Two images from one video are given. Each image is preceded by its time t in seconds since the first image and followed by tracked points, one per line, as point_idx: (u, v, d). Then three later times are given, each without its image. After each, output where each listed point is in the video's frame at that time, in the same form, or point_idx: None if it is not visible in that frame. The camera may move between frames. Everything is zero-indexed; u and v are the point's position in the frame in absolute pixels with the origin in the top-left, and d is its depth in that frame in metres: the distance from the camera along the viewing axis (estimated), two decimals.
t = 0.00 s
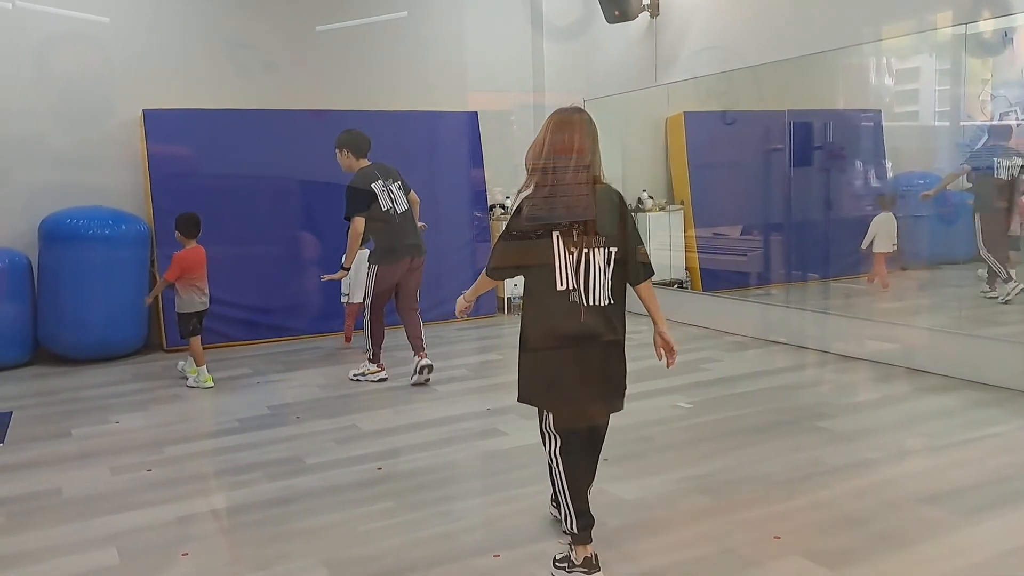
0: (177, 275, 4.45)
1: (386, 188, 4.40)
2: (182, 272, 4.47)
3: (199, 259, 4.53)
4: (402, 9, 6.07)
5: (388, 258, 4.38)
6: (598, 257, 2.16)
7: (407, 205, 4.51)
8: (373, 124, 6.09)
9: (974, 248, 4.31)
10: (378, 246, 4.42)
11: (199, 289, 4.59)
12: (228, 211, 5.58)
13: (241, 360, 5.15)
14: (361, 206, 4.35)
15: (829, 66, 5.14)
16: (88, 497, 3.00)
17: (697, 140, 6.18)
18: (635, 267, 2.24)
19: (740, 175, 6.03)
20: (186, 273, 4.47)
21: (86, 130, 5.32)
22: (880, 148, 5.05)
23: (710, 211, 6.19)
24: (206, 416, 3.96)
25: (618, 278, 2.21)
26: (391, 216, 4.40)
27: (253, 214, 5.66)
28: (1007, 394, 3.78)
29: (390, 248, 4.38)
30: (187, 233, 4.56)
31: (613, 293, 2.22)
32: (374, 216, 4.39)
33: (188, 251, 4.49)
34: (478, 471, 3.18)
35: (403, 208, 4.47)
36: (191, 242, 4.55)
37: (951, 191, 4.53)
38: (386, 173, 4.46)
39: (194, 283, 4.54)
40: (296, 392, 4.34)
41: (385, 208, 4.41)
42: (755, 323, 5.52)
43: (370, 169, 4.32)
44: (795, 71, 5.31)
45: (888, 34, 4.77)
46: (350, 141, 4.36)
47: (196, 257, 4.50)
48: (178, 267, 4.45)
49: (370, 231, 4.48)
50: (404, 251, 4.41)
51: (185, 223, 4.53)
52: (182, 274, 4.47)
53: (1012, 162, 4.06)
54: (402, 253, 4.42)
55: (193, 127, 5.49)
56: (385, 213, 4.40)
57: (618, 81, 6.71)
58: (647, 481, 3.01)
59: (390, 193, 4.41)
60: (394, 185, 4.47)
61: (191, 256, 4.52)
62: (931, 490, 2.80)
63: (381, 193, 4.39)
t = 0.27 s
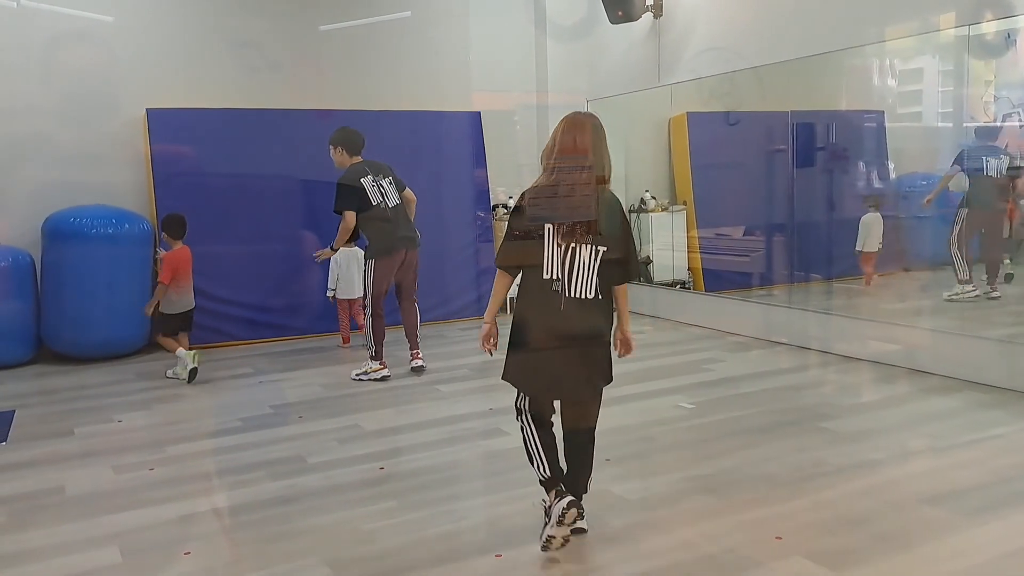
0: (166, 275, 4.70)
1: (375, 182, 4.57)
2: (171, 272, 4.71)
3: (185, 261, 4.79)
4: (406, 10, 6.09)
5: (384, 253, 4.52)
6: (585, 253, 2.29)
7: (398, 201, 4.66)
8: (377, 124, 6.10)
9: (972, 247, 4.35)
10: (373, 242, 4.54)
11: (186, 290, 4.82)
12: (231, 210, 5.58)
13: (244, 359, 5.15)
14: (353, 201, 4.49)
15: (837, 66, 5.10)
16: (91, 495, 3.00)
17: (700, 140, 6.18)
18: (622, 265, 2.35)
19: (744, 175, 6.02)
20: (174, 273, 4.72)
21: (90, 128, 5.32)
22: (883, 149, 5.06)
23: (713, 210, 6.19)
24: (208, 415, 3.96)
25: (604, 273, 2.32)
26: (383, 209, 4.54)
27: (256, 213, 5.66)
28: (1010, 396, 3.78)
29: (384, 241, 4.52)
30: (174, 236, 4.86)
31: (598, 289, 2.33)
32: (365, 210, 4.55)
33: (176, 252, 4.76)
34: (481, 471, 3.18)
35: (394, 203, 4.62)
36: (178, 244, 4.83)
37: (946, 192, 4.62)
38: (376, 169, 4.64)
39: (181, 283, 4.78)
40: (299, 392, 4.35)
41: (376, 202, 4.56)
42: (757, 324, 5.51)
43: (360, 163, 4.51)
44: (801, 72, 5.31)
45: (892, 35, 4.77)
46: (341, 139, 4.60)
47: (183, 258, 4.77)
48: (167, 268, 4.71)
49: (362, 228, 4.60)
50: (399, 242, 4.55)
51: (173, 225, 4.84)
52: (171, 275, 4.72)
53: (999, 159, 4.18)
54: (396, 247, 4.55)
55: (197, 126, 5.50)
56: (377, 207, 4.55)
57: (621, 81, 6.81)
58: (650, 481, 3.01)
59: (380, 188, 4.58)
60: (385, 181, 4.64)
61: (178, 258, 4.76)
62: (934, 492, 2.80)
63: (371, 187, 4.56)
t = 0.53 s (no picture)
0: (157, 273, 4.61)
1: (392, 181, 4.67)
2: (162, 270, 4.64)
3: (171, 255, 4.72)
4: (410, 10, 5.98)
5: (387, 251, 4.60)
6: (574, 249, 2.36)
7: (412, 202, 4.73)
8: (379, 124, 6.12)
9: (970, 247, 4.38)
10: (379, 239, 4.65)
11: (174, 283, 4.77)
12: (233, 209, 5.59)
13: (246, 359, 5.16)
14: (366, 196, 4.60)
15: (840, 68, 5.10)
16: (93, 494, 3.01)
17: (704, 139, 6.21)
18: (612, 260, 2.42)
19: (747, 177, 6.02)
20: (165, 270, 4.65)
21: (94, 128, 5.34)
22: (885, 151, 5.04)
23: (716, 212, 6.22)
24: (210, 415, 3.97)
25: (595, 270, 2.39)
26: (394, 208, 4.63)
27: (258, 213, 5.68)
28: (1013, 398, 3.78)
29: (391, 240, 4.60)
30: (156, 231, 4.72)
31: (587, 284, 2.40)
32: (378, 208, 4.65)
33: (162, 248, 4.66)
34: (483, 471, 3.18)
35: (406, 204, 4.70)
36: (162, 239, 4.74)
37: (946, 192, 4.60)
38: (396, 169, 4.74)
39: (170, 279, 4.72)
40: (301, 391, 4.35)
41: (388, 200, 4.65)
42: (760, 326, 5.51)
43: (381, 160, 4.62)
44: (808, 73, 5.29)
45: (895, 37, 4.72)
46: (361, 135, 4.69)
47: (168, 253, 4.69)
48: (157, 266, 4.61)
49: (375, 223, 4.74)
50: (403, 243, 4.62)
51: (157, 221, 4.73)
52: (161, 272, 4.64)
53: (984, 161, 4.30)
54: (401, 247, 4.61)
55: (199, 125, 5.51)
56: (388, 205, 4.64)
57: (625, 80, 6.73)
58: (652, 481, 3.02)
59: (395, 187, 4.67)
60: (402, 182, 4.74)
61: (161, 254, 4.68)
62: (935, 493, 2.81)
63: (387, 185, 4.66)
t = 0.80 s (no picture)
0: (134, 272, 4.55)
1: (407, 181, 4.81)
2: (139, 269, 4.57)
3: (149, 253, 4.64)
4: (412, 10, 6.17)
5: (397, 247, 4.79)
6: (566, 249, 2.39)
7: (426, 202, 4.88)
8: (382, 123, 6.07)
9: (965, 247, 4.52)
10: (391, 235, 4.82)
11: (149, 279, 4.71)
12: (235, 209, 5.58)
13: (248, 358, 5.16)
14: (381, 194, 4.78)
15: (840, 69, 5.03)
16: (95, 493, 3.01)
17: (705, 142, 6.24)
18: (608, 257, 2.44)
19: (752, 177, 6.08)
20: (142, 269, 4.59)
21: (97, 127, 5.34)
22: (885, 151, 5.15)
23: (718, 213, 6.29)
24: (212, 414, 3.97)
25: (590, 267, 2.42)
26: (407, 208, 4.80)
27: (259, 213, 5.67)
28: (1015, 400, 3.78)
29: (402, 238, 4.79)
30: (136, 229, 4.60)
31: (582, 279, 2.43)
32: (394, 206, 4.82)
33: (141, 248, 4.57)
34: (485, 471, 3.18)
35: (421, 204, 4.86)
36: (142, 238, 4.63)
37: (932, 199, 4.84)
38: (414, 169, 4.86)
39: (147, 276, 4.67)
40: (303, 391, 4.35)
41: (402, 199, 4.81)
42: (761, 327, 5.52)
43: (397, 161, 4.75)
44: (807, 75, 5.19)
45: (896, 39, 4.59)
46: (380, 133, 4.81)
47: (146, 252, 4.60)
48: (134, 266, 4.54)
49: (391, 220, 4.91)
50: (411, 242, 4.80)
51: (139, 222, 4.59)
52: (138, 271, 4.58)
53: (962, 165, 4.55)
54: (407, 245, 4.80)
55: (202, 124, 5.50)
56: (402, 204, 4.80)
57: (625, 81, 6.67)
58: (654, 482, 3.02)
59: (410, 187, 4.82)
60: (418, 182, 4.86)
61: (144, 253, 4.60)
62: (938, 494, 2.81)
63: (403, 184, 4.81)
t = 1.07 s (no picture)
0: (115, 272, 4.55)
1: (408, 183, 4.85)
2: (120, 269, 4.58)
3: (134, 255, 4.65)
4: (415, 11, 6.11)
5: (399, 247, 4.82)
6: (561, 244, 2.70)
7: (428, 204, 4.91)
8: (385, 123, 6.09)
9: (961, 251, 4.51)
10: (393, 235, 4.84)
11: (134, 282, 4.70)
12: (237, 209, 5.59)
13: (249, 358, 5.17)
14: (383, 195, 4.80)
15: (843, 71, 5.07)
16: (96, 493, 3.02)
17: (706, 143, 6.21)
18: (599, 250, 2.77)
19: (753, 178, 6.02)
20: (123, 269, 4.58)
21: (100, 127, 5.35)
22: (886, 153, 5.10)
23: (719, 214, 6.22)
24: (214, 414, 3.97)
25: (585, 263, 2.75)
26: (409, 209, 4.82)
27: (261, 213, 5.67)
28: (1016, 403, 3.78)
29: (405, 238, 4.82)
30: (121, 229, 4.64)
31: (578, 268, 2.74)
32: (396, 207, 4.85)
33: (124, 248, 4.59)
34: (487, 471, 3.19)
35: (422, 205, 4.88)
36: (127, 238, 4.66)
37: (923, 201, 4.91)
38: (416, 171, 4.92)
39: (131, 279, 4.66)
40: (305, 391, 4.36)
41: (404, 201, 4.84)
42: (762, 328, 5.53)
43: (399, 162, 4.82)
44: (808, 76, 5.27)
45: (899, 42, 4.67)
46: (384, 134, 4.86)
47: (130, 253, 4.61)
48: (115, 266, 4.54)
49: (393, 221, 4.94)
50: (412, 242, 4.83)
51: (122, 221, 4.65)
52: (119, 272, 4.58)
53: (958, 166, 4.55)
54: (408, 245, 4.83)
55: (205, 125, 5.51)
56: (403, 205, 4.83)
57: (626, 83, 6.75)
58: (655, 483, 3.02)
59: (412, 188, 4.85)
60: (420, 184, 4.90)
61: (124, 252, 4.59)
62: (939, 497, 2.81)
63: (404, 186, 4.84)
